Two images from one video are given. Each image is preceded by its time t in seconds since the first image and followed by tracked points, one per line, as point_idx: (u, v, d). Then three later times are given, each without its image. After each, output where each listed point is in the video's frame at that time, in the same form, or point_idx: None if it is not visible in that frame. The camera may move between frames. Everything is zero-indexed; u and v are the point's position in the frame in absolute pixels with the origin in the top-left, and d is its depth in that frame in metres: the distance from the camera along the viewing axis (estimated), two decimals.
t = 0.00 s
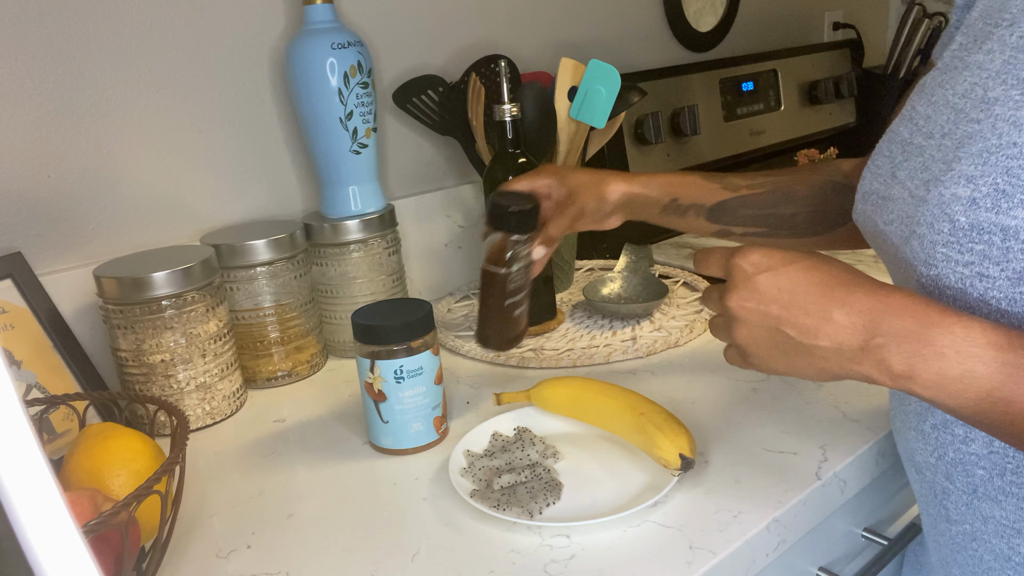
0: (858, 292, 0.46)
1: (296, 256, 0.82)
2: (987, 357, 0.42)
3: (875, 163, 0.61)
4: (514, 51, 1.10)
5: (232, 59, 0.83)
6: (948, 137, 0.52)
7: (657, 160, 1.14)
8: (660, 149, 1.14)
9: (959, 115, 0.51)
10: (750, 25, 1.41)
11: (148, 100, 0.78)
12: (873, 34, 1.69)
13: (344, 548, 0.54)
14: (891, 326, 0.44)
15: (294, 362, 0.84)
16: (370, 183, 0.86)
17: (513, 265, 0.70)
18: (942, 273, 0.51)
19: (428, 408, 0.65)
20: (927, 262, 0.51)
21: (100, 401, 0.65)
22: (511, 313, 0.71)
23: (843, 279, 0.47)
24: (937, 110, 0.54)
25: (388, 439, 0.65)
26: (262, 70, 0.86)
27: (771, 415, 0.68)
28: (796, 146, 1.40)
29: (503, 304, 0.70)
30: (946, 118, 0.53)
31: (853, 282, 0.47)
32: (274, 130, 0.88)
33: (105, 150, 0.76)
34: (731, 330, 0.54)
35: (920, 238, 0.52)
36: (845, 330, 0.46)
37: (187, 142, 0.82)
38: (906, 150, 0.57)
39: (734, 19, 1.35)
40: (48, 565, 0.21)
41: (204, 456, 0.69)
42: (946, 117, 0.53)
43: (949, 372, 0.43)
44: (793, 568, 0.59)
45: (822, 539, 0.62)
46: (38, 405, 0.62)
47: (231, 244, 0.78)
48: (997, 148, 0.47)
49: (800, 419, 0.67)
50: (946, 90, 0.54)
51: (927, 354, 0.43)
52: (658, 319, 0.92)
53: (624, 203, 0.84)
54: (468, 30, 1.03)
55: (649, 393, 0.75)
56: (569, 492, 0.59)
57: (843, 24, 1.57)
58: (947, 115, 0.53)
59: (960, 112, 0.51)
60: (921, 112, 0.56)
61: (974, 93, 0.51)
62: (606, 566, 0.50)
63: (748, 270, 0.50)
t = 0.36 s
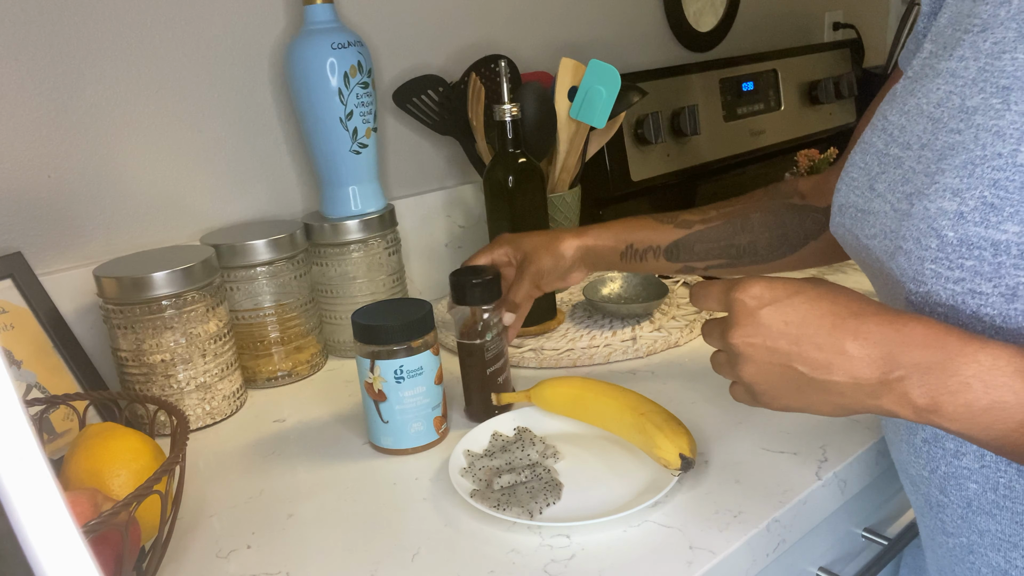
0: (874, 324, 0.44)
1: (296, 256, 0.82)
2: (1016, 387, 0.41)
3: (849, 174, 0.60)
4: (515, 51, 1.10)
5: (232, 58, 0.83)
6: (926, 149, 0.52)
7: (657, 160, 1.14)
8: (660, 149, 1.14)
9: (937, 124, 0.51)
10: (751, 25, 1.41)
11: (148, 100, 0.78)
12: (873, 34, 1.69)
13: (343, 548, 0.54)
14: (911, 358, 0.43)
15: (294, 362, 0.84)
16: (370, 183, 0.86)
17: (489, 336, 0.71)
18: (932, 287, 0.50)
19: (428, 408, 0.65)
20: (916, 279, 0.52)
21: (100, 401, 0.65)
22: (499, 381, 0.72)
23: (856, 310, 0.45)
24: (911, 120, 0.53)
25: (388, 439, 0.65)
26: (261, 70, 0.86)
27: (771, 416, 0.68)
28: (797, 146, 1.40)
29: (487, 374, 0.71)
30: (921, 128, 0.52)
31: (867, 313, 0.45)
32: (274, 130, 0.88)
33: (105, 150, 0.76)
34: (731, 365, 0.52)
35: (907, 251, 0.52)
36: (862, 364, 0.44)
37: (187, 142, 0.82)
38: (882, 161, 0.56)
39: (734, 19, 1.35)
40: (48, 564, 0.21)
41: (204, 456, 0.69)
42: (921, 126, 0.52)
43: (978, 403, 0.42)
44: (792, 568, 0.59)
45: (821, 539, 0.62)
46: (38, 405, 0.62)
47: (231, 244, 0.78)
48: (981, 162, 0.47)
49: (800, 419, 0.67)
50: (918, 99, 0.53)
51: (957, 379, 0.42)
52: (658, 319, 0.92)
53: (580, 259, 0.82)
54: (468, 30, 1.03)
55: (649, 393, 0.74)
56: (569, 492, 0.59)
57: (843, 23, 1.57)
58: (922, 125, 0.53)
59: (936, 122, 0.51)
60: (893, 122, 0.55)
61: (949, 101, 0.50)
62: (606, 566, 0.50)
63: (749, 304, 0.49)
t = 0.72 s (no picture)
0: (755, 260, 0.53)
1: (296, 256, 0.82)
2: (846, 320, 0.46)
3: (888, 160, 0.61)
4: (515, 51, 1.10)
5: (232, 58, 0.83)
6: (910, 141, 0.53)
7: (657, 160, 1.14)
8: (660, 149, 1.14)
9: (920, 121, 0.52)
10: (751, 25, 1.41)
11: (148, 100, 0.78)
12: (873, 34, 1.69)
13: (344, 548, 0.54)
14: (775, 288, 0.50)
15: (294, 362, 0.84)
16: (370, 183, 0.86)
17: (485, 337, 0.71)
18: (956, 293, 0.47)
19: (428, 408, 0.65)
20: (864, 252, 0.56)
21: (100, 401, 0.65)
22: (495, 382, 0.71)
23: (748, 251, 0.54)
24: (918, 115, 0.54)
25: (388, 439, 0.65)
26: (262, 70, 0.86)
27: (770, 416, 0.68)
28: (797, 146, 1.40)
29: (484, 374, 0.71)
30: (917, 122, 0.53)
31: (752, 253, 0.54)
32: (274, 130, 0.88)
33: (105, 150, 0.76)
34: (677, 300, 0.61)
35: (921, 256, 0.48)
36: (742, 292, 0.53)
37: (187, 142, 0.82)
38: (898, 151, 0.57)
39: (734, 19, 1.35)
40: (48, 565, 0.21)
41: (204, 456, 0.69)
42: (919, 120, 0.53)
43: (814, 333, 0.48)
44: (793, 568, 0.59)
45: (821, 538, 0.62)
46: (38, 405, 0.62)
47: (231, 244, 0.78)
48: (983, 167, 0.42)
49: (801, 419, 0.67)
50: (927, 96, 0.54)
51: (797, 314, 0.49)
52: (658, 319, 0.92)
53: (736, 210, 0.90)
54: (468, 30, 1.03)
55: (650, 393, 0.74)
56: (569, 492, 0.59)
57: (843, 24, 1.57)
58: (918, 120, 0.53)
59: (921, 118, 0.52)
60: (914, 115, 0.56)
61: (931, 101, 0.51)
62: (606, 566, 0.50)
63: (676, 242, 0.59)
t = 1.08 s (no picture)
0: (859, 133, 0.61)
1: (296, 256, 0.82)
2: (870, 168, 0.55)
3: None
4: (515, 51, 1.10)
5: (232, 58, 0.83)
6: None
7: (657, 161, 1.14)
8: (660, 150, 1.14)
9: None
10: (751, 25, 1.41)
11: (149, 100, 0.78)
12: (873, 34, 1.69)
13: (344, 548, 0.54)
14: (821, 149, 0.61)
15: (294, 362, 0.84)
16: (370, 183, 0.86)
17: (485, 337, 0.71)
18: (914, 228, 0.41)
19: (427, 408, 0.65)
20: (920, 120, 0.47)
21: (100, 401, 0.65)
22: (495, 382, 0.71)
23: (837, 128, 0.63)
24: None
25: (388, 439, 0.65)
26: (261, 70, 0.86)
27: (771, 416, 0.68)
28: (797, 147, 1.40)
29: (484, 375, 0.71)
30: None
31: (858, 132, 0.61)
32: (274, 129, 0.88)
33: (105, 151, 0.76)
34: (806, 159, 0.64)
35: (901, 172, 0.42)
36: (819, 162, 0.61)
37: (187, 142, 0.82)
38: None
39: (734, 19, 1.35)
40: (47, 564, 0.21)
41: (204, 456, 0.69)
42: None
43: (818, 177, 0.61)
44: (792, 568, 0.60)
45: (821, 537, 0.62)
46: (38, 405, 0.62)
47: (231, 244, 0.78)
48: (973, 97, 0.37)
49: (801, 419, 0.67)
50: None
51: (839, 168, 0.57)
52: (658, 319, 0.91)
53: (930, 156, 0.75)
54: (469, 31, 1.03)
55: (650, 393, 0.75)
56: (569, 492, 0.59)
57: (842, 24, 1.57)
58: None
59: None
60: None
61: None
62: (606, 566, 0.50)
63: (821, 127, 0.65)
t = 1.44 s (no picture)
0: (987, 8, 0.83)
1: (296, 256, 0.82)
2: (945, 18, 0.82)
3: None
4: (515, 51, 1.10)
5: (232, 58, 0.83)
6: None
7: (657, 161, 1.14)
8: (660, 149, 1.14)
9: None
10: (750, 25, 1.41)
11: (149, 100, 0.78)
12: (873, 34, 1.69)
13: (343, 548, 0.54)
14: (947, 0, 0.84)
15: (294, 362, 0.84)
16: (370, 184, 0.86)
17: (485, 337, 0.71)
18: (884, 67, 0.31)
19: (427, 408, 0.65)
20: None
21: (100, 401, 0.65)
22: (495, 382, 0.71)
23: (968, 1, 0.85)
24: None
25: (388, 439, 0.65)
26: (261, 71, 0.86)
27: (771, 416, 0.68)
28: (797, 147, 1.40)
29: (484, 374, 0.71)
30: None
31: None
32: (274, 130, 0.88)
33: (105, 151, 0.76)
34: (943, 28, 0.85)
35: None
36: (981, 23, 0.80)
37: (187, 142, 0.82)
38: None
39: (734, 19, 1.35)
40: (47, 563, 0.21)
41: (204, 456, 0.69)
42: None
43: None
44: (791, 568, 0.59)
45: (821, 537, 0.62)
46: (38, 405, 0.62)
47: (231, 244, 0.78)
48: None
49: (801, 419, 0.67)
50: None
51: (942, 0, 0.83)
52: (658, 319, 0.91)
53: None
54: (468, 31, 1.03)
55: (649, 394, 0.74)
56: (569, 492, 0.59)
57: (842, 24, 1.57)
58: None
59: None
60: None
61: None
62: (605, 566, 0.50)
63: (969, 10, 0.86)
